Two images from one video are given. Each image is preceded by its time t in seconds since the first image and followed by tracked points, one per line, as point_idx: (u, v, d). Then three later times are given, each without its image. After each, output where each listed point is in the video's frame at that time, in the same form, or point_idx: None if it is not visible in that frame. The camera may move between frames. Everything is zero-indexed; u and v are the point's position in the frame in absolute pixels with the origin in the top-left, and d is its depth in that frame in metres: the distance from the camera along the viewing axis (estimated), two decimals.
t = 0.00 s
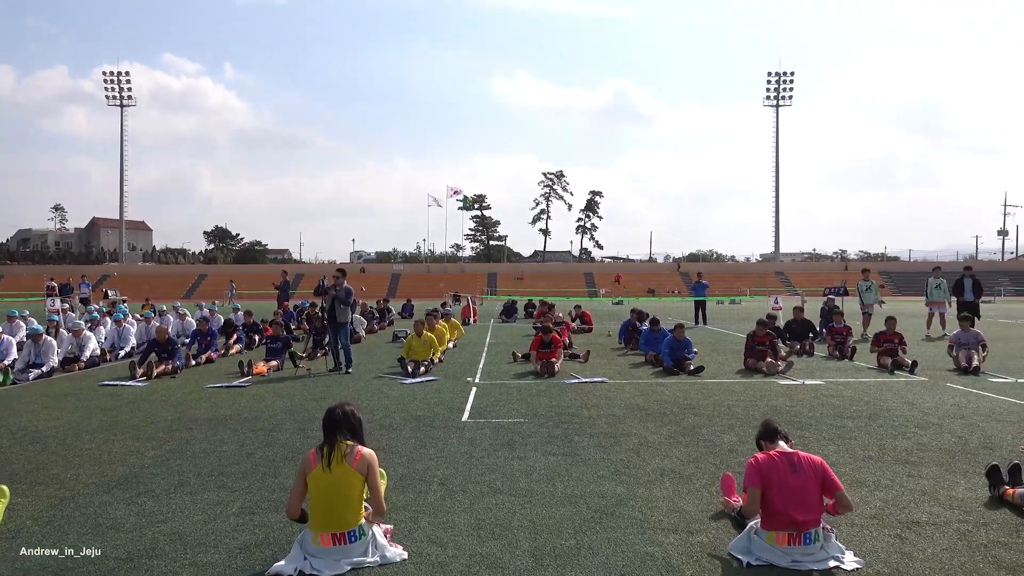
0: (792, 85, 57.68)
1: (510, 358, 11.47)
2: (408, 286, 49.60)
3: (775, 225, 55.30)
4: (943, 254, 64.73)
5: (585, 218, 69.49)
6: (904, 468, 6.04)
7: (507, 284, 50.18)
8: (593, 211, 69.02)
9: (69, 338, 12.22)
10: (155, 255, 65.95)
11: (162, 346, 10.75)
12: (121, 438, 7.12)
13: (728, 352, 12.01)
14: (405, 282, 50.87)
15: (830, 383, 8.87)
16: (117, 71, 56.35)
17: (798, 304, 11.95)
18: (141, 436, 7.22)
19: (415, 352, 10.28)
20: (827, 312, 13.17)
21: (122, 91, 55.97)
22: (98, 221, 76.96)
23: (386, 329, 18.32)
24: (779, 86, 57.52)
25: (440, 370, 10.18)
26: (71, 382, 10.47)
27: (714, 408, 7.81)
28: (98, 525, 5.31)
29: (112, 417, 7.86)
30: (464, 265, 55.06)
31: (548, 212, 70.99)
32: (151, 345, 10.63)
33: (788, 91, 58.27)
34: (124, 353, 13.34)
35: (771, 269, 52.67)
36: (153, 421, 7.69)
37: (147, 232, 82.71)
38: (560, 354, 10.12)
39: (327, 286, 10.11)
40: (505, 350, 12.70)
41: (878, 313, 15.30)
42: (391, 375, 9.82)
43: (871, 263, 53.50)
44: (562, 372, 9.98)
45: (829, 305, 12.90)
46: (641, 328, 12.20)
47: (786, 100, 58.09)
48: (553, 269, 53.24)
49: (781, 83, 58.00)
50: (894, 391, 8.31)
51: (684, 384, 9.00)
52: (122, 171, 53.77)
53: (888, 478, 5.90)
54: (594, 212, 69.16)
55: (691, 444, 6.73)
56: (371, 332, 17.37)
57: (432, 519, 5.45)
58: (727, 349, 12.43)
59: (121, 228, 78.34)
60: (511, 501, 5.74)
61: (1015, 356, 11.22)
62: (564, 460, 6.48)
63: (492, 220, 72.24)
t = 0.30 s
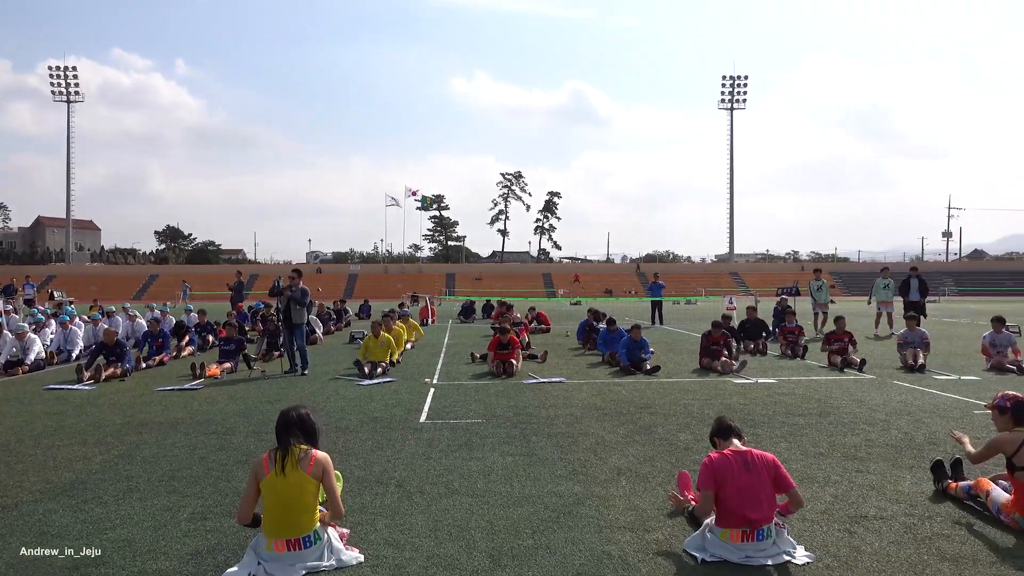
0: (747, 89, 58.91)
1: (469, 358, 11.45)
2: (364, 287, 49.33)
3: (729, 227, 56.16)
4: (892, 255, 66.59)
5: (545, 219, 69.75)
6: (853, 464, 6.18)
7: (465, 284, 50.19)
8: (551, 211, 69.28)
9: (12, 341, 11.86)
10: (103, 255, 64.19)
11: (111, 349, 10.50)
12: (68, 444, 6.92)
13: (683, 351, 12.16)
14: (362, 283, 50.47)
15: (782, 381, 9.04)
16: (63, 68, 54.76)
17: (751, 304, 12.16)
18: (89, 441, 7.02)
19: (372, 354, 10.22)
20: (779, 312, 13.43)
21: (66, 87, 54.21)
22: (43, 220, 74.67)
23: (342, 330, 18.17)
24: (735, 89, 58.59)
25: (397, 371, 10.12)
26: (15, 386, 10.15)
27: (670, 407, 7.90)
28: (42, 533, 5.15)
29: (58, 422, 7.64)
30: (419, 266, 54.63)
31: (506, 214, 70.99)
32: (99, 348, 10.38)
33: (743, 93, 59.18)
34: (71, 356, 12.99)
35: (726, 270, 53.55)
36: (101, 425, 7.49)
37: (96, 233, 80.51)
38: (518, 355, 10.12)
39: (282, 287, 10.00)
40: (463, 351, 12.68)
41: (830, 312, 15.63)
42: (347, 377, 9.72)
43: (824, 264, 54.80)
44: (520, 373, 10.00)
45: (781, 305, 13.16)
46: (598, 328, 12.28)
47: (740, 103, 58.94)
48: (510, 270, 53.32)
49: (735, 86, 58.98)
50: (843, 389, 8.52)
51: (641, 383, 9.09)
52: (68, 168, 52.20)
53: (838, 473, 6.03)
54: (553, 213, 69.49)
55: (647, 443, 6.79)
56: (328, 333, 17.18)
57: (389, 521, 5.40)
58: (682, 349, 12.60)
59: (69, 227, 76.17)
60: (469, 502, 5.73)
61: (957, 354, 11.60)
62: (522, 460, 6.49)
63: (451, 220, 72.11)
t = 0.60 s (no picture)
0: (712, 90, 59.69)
1: (435, 358, 11.41)
2: (329, 287, 48.92)
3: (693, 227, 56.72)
4: (849, 254, 67.72)
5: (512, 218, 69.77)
6: (813, 461, 6.28)
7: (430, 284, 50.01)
8: (517, 211, 69.21)
9: None
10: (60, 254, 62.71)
11: (69, 349, 10.27)
12: (23, 447, 6.74)
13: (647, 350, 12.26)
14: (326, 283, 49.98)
15: (745, 379, 9.16)
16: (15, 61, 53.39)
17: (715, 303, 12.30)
18: (45, 443, 6.86)
19: (338, 354, 10.14)
20: (742, 310, 13.61)
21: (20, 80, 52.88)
22: None
23: (307, 330, 18.00)
24: (699, 90, 59.16)
25: (362, 371, 10.05)
26: None
27: (635, 405, 7.96)
28: None
29: (14, 424, 7.44)
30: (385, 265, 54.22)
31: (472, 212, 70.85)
32: (56, 348, 10.14)
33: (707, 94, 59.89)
34: (26, 356, 12.67)
35: (689, 269, 54.00)
36: (58, 428, 7.32)
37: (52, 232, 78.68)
38: (484, 354, 10.12)
39: (246, 286, 9.88)
40: (429, 350, 12.63)
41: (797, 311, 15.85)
42: (312, 377, 9.63)
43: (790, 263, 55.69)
44: (486, 372, 9.99)
45: (745, 304, 13.34)
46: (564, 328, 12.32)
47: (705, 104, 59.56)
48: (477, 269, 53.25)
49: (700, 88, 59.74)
50: (804, 386, 8.66)
51: (607, 382, 9.14)
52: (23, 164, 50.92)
53: (799, 470, 6.12)
54: (519, 212, 69.55)
55: (613, 441, 6.82)
56: (292, 332, 17.01)
57: (354, 522, 5.36)
58: (647, 347, 12.70)
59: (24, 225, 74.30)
60: (435, 502, 5.70)
61: (914, 351, 11.88)
62: (488, 459, 6.48)
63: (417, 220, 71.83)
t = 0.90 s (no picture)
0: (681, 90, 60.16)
1: (404, 356, 11.36)
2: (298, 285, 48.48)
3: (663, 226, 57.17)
4: (815, 254, 68.75)
5: (482, 216, 69.71)
6: (779, 456, 6.36)
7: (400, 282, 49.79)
8: (488, 208, 69.10)
9: None
10: (20, 251, 61.28)
11: (29, 349, 10.05)
12: None
13: (616, 348, 12.33)
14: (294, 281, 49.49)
15: (712, 377, 9.25)
16: None
17: (683, 301, 12.40)
18: (4, 445, 6.70)
19: (306, 352, 10.04)
20: (710, 308, 13.74)
21: None
22: None
23: (275, 328, 17.83)
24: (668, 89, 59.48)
25: (331, 370, 9.97)
26: None
27: (605, 402, 8.00)
28: None
29: None
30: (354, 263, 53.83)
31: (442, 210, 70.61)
32: (16, 348, 9.92)
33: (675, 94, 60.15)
34: None
35: (660, 267, 54.41)
36: (18, 429, 7.16)
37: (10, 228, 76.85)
38: (454, 352, 10.11)
39: (212, 284, 9.77)
40: (398, 348, 12.56)
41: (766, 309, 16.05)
42: (280, 376, 9.53)
43: (760, 262, 56.39)
44: (456, 370, 9.98)
45: (713, 302, 13.45)
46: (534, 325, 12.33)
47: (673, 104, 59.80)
48: (446, 266, 53.17)
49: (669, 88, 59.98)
50: (771, 383, 8.77)
51: (577, 380, 9.17)
52: None
53: (765, 465, 6.20)
54: (489, 211, 69.48)
55: (582, 439, 6.85)
56: (259, 331, 16.82)
57: (322, 522, 5.31)
58: (616, 345, 12.76)
59: None
60: (403, 501, 5.68)
61: (876, 349, 12.11)
62: (458, 457, 6.47)
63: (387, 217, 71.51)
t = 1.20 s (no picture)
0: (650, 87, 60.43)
1: (375, 354, 11.30)
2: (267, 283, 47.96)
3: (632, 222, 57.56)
4: (782, 250, 69.80)
5: (453, 212, 69.57)
6: (746, 451, 6.44)
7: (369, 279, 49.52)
8: (459, 205, 68.98)
9: None
10: None
11: None
12: None
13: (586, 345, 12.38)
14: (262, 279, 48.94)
15: (682, 372, 9.35)
16: None
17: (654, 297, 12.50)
18: None
19: (275, 350, 9.95)
20: (679, 304, 13.87)
21: None
22: None
23: (242, 327, 17.62)
24: (637, 86, 59.70)
25: (300, 368, 9.89)
26: None
27: (575, 399, 8.03)
28: None
29: None
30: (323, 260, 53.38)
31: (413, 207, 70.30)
32: None
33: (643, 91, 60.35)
34: None
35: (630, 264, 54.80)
36: None
37: None
38: (425, 349, 10.08)
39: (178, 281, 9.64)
40: (368, 346, 12.50)
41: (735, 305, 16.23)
42: (248, 374, 9.43)
43: (731, 259, 57.05)
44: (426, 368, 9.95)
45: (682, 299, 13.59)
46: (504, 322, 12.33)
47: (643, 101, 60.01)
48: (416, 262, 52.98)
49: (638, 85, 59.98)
50: (738, 378, 8.88)
51: (547, 377, 9.20)
52: None
53: (732, 460, 6.27)
54: (459, 208, 69.31)
55: (553, 436, 6.87)
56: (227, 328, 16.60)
57: (290, 521, 5.26)
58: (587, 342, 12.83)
59: None
60: (374, 499, 5.64)
61: (841, 344, 12.32)
62: (429, 455, 6.45)
63: (356, 214, 71.03)
